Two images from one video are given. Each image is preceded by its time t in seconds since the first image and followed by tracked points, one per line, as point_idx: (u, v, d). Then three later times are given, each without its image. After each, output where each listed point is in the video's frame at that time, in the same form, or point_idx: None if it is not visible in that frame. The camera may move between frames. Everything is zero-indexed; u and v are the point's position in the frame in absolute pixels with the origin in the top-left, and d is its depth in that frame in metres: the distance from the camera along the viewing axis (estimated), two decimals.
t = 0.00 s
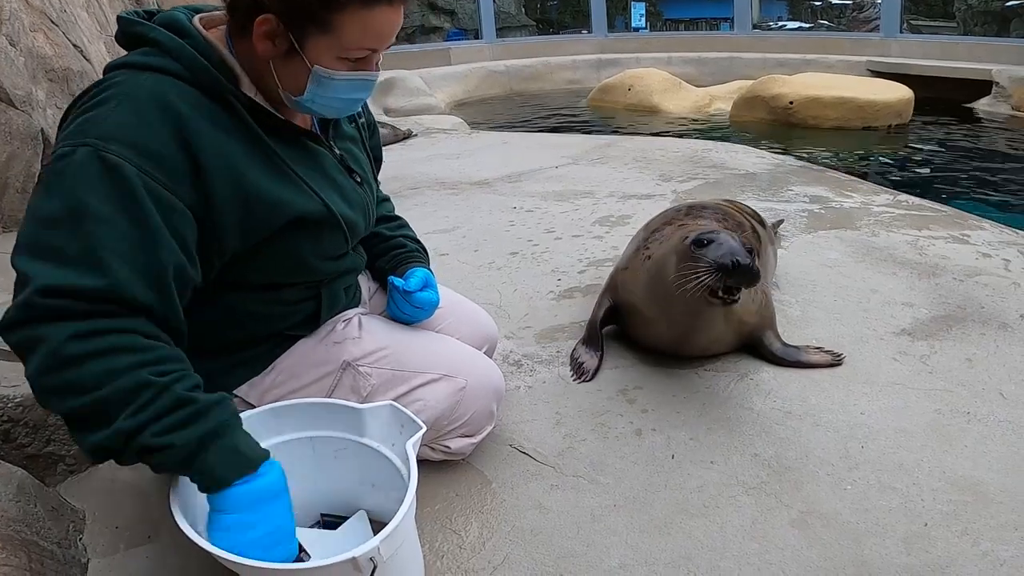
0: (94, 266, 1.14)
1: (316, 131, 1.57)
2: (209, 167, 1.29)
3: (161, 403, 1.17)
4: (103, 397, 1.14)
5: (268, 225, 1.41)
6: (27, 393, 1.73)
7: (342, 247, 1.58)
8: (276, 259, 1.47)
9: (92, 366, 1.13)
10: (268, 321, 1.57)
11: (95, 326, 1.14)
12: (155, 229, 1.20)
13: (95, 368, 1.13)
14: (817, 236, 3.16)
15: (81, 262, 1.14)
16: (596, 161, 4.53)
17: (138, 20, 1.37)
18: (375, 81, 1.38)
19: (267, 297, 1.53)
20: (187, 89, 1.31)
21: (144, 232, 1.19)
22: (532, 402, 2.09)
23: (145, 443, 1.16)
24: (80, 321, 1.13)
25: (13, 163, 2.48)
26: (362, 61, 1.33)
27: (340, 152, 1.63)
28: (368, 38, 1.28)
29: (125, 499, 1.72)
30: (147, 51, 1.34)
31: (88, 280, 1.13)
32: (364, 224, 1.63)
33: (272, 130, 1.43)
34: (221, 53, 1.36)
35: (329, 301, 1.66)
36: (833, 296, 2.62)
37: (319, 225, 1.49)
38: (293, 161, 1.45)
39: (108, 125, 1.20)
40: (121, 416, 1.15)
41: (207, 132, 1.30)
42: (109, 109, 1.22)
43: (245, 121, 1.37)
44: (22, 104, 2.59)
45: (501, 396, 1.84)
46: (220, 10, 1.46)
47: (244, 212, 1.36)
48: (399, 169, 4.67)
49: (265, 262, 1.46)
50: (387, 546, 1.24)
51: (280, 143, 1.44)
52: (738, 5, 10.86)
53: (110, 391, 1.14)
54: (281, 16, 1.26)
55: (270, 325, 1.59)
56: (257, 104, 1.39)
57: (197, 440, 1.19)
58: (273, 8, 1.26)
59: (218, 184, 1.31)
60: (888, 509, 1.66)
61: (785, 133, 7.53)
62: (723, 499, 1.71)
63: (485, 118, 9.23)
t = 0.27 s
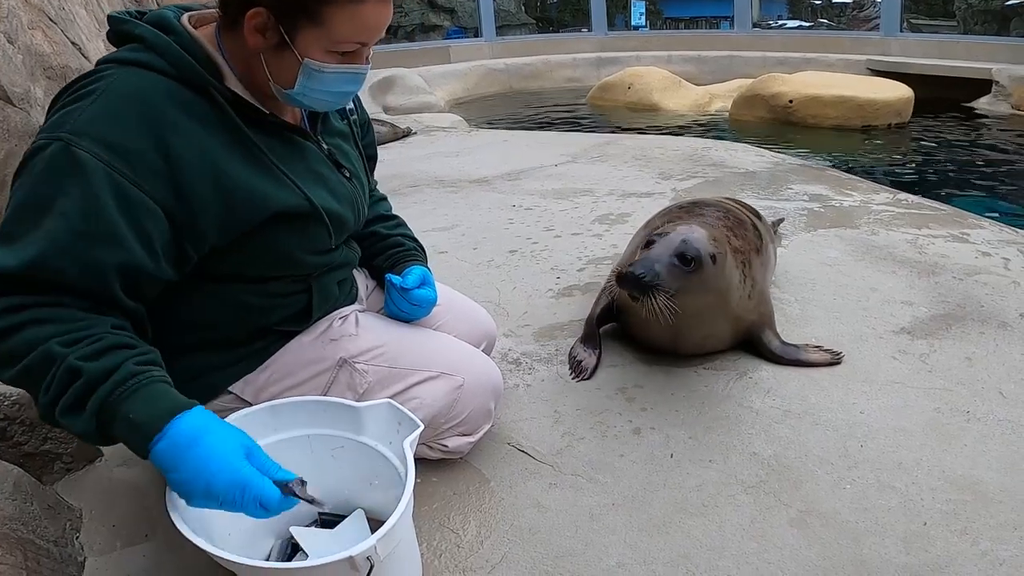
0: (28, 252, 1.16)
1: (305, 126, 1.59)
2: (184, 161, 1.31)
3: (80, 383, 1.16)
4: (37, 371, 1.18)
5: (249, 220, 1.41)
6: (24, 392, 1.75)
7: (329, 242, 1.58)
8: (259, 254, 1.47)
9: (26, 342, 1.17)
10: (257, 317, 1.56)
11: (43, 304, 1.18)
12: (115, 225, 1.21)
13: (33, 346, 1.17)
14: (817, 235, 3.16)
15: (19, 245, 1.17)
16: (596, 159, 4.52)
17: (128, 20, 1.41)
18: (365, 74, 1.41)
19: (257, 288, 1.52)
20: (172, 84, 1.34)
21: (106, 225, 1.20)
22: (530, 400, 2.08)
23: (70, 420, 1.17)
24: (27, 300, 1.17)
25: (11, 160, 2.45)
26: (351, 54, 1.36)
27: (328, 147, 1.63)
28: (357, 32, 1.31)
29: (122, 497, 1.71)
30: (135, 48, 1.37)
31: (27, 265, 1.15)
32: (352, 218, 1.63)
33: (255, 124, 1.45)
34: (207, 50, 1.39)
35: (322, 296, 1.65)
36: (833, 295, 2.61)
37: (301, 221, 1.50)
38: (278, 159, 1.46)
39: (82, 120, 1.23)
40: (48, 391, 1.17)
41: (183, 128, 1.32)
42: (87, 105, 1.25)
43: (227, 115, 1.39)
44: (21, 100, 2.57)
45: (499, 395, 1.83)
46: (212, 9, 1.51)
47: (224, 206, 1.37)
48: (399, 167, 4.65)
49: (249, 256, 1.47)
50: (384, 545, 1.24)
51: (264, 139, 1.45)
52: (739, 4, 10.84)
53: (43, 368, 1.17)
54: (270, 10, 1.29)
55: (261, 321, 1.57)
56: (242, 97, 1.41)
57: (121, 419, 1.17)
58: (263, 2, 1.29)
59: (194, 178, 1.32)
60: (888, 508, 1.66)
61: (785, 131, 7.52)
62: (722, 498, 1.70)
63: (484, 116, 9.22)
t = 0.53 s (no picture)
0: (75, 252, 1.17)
1: (294, 123, 1.57)
2: (180, 158, 1.32)
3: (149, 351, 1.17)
4: (105, 366, 1.19)
5: (245, 215, 1.41)
6: (24, 389, 1.69)
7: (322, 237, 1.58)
8: (254, 250, 1.47)
9: (88, 334, 1.17)
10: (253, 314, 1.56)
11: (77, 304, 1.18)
12: (134, 216, 1.21)
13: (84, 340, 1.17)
14: (816, 233, 3.16)
15: (62, 249, 1.17)
16: (596, 157, 4.51)
17: (110, 22, 1.39)
18: (345, 74, 1.40)
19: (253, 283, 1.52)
20: (150, 84, 1.33)
21: (126, 220, 1.21)
22: (529, 399, 2.08)
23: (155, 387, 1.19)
24: (71, 304, 1.18)
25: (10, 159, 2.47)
26: (329, 57, 1.35)
27: (318, 143, 1.63)
28: (331, 35, 1.29)
29: (122, 495, 1.71)
30: (118, 51, 1.36)
31: (70, 268, 1.16)
32: (345, 214, 1.63)
33: (243, 122, 1.44)
34: (190, 52, 1.38)
35: (317, 290, 1.64)
36: (833, 293, 2.61)
37: (297, 216, 1.50)
38: (268, 156, 1.46)
39: (82, 125, 1.22)
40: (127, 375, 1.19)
41: (178, 125, 1.33)
42: (82, 109, 1.24)
43: (213, 114, 1.39)
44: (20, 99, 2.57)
45: (499, 393, 1.83)
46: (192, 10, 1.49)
47: (219, 202, 1.38)
48: (398, 165, 4.65)
49: (244, 253, 1.47)
50: (384, 544, 1.24)
51: (252, 138, 1.44)
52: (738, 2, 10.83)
53: (106, 356, 1.18)
54: (243, 14, 1.28)
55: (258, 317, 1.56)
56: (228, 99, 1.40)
57: (190, 363, 1.17)
58: (237, 8, 1.28)
59: (191, 174, 1.33)
60: (887, 507, 1.66)
61: (785, 130, 7.52)
62: (721, 496, 1.70)
63: (484, 114, 9.22)
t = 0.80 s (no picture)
0: (141, 253, 1.18)
1: (283, 121, 1.56)
2: (183, 153, 1.32)
3: (254, 369, 1.16)
4: (195, 380, 1.17)
5: (242, 210, 1.41)
6: (24, 387, 1.68)
7: (317, 233, 1.57)
8: (251, 245, 1.47)
9: (175, 346, 1.16)
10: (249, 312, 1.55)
11: (154, 314, 1.16)
12: (170, 208, 1.24)
13: (170, 351, 1.16)
14: (816, 232, 3.16)
15: (130, 253, 1.17)
16: (595, 156, 4.52)
17: (93, 26, 1.35)
18: (328, 72, 1.35)
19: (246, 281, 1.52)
20: (142, 82, 1.31)
21: (159, 214, 1.23)
22: (529, 397, 2.08)
23: (259, 407, 1.17)
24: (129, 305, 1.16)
25: (8, 158, 2.45)
26: (307, 60, 1.30)
27: (310, 140, 1.61)
28: (302, 43, 1.25)
29: (121, 494, 1.71)
30: (103, 53, 1.33)
31: (138, 271, 1.16)
32: (338, 210, 1.62)
33: (233, 121, 1.41)
34: (174, 52, 1.35)
35: (313, 287, 1.63)
36: (832, 291, 2.61)
37: (293, 212, 1.49)
38: (260, 152, 1.44)
39: (89, 126, 1.22)
40: (214, 387, 1.18)
41: (176, 121, 1.32)
42: (86, 110, 1.23)
43: (202, 111, 1.36)
44: (19, 98, 2.57)
45: (498, 391, 1.83)
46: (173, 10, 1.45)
47: (216, 198, 1.38)
48: (398, 164, 4.66)
49: (241, 248, 1.47)
50: (383, 542, 1.24)
51: (243, 135, 1.42)
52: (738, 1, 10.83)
53: (194, 368, 1.17)
54: (210, 29, 1.25)
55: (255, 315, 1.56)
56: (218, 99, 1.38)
57: (304, 384, 1.16)
58: (202, 22, 1.25)
59: (193, 168, 1.33)
60: (886, 506, 1.66)
61: (785, 129, 7.52)
62: (721, 495, 1.70)
63: (484, 113, 9.22)
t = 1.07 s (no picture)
0: (138, 256, 1.17)
1: (277, 120, 1.55)
2: (175, 153, 1.31)
3: (253, 377, 1.15)
4: (193, 387, 1.16)
5: (237, 210, 1.41)
6: (21, 385, 1.67)
7: (313, 232, 1.56)
8: (247, 246, 1.47)
9: (173, 351, 1.15)
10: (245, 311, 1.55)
11: (154, 318, 1.15)
12: (164, 209, 1.23)
13: (169, 355, 1.15)
14: (815, 230, 3.15)
15: (127, 256, 1.16)
16: (594, 154, 4.51)
17: (85, 26, 1.34)
18: (320, 71, 1.33)
19: (242, 280, 1.52)
20: (132, 84, 1.30)
21: (153, 217, 1.22)
22: (528, 395, 2.08)
23: (256, 415, 1.16)
24: (124, 308, 1.14)
25: (7, 155, 2.44)
26: (297, 61, 1.29)
27: (305, 138, 1.60)
28: (291, 45, 1.24)
29: (119, 492, 1.71)
30: (93, 54, 1.32)
31: (135, 274, 1.16)
32: (335, 209, 1.61)
33: (226, 121, 1.41)
34: (166, 52, 1.34)
35: (310, 285, 1.63)
36: (831, 289, 2.61)
37: (288, 212, 1.48)
38: (253, 150, 1.43)
39: (80, 128, 1.20)
40: (211, 394, 1.16)
41: (169, 122, 1.31)
42: (77, 112, 1.22)
43: (193, 111, 1.35)
44: (17, 95, 2.56)
45: (497, 389, 1.82)
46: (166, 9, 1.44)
47: (210, 198, 1.37)
48: (397, 161, 4.65)
49: (236, 248, 1.47)
50: (382, 540, 1.24)
51: (236, 134, 1.42)
52: None
53: (192, 374, 1.15)
54: (198, 30, 1.24)
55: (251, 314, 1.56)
56: (210, 99, 1.37)
57: (302, 394, 1.14)
58: (190, 23, 1.24)
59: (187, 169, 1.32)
60: (886, 504, 1.66)
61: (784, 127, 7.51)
62: (720, 493, 1.70)
63: (484, 111, 9.21)
